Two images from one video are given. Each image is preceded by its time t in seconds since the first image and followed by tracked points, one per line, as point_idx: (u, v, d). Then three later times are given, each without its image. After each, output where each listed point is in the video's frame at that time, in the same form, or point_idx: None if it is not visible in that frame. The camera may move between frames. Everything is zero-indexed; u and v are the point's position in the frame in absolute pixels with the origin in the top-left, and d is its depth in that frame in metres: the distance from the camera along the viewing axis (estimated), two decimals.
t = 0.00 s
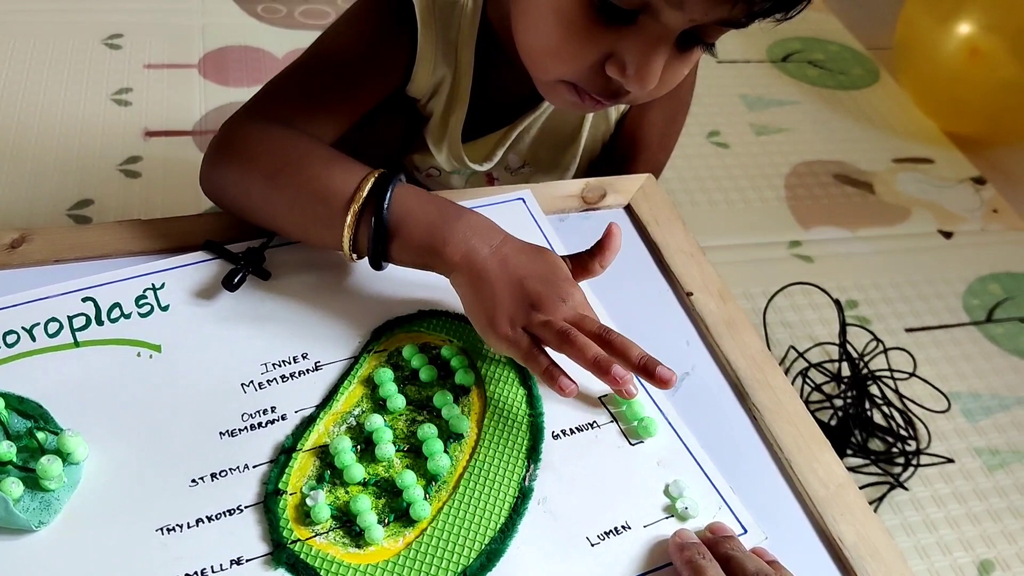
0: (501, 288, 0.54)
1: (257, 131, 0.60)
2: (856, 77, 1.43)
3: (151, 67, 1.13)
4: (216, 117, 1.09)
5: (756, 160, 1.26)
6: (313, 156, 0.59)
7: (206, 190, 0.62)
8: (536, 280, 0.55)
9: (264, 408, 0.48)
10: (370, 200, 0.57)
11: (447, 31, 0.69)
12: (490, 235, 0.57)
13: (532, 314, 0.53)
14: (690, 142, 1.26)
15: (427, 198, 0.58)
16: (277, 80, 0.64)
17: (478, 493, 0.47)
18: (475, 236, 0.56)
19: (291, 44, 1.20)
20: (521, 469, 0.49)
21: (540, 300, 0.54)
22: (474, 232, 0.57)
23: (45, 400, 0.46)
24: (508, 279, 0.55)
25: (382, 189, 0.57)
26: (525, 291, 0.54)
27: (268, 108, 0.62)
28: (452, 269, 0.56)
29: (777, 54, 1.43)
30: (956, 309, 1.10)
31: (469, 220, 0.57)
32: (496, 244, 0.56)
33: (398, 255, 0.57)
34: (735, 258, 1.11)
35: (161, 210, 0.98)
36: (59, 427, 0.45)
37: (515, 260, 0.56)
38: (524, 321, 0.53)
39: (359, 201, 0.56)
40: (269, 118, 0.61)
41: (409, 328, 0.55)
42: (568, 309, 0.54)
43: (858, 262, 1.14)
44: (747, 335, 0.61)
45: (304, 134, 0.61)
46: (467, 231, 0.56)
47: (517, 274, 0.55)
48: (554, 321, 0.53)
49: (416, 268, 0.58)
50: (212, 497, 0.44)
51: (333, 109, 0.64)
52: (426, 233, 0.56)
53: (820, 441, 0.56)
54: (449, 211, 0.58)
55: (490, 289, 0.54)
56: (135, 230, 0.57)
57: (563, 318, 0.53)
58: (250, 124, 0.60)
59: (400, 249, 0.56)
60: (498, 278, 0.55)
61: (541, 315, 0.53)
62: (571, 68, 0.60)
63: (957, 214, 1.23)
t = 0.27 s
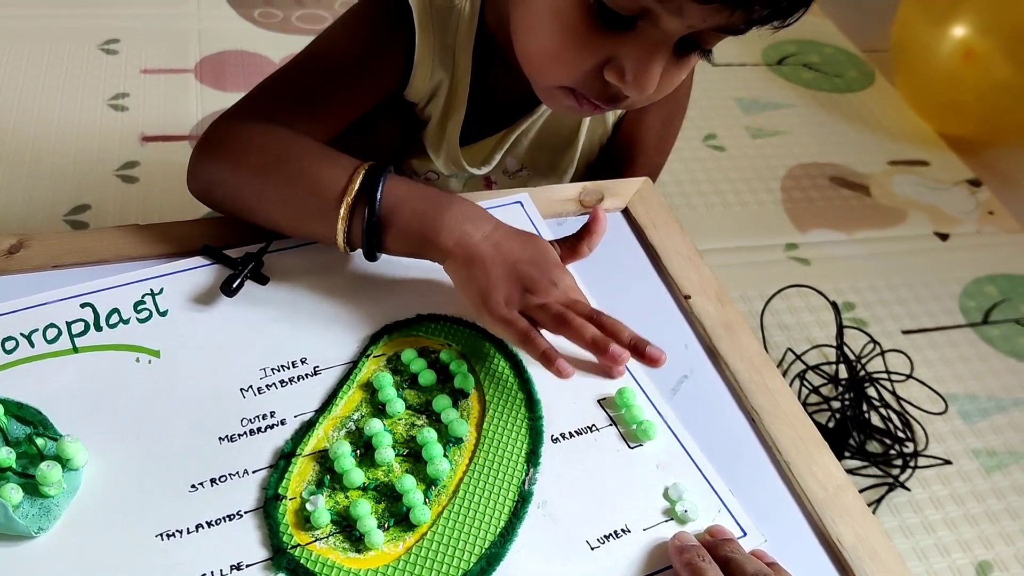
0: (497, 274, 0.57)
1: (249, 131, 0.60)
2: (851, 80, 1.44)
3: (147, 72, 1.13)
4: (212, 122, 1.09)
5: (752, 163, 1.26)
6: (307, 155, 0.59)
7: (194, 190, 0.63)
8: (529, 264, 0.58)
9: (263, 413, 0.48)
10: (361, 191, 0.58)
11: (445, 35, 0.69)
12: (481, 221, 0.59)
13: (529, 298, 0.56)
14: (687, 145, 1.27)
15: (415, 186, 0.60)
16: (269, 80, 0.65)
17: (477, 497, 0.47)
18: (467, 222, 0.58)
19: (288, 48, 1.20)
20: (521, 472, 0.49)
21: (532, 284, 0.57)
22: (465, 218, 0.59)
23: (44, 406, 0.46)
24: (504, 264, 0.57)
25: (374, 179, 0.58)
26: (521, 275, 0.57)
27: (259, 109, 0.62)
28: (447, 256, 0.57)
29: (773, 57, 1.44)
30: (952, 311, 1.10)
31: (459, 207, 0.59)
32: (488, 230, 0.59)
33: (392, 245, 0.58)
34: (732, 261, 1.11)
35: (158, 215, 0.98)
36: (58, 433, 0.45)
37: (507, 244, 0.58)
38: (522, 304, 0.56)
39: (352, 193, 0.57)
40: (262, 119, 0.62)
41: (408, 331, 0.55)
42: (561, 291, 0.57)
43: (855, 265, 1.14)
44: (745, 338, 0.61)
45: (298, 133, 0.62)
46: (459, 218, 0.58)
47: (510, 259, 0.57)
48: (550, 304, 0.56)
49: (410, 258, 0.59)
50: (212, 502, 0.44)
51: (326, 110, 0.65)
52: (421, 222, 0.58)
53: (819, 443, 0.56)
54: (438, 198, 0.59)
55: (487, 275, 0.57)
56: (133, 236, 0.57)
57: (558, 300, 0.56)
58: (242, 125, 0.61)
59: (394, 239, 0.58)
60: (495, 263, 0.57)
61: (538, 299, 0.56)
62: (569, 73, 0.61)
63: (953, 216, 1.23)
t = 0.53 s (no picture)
0: (490, 277, 0.56)
1: (250, 136, 0.60)
2: (848, 82, 1.44)
3: (144, 76, 1.13)
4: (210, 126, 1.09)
5: (749, 165, 1.26)
6: (307, 159, 0.59)
7: (195, 195, 0.63)
8: (523, 269, 0.57)
9: (261, 416, 0.48)
10: (357, 197, 0.57)
11: (442, 38, 0.69)
12: (478, 227, 0.59)
13: (522, 303, 0.56)
14: (684, 148, 1.27)
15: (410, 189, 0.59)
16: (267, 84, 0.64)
17: (476, 499, 0.47)
18: (463, 226, 0.58)
19: (285, 51, 1.20)
20: (519, 474, 0.49)
21: (527, 290, 0.56)
22: (461, 223, 0.58)
23: (42, 409, 0.46)
24: (498, 268, 0.57)
25: (369, 183, 0.57)
26: (514, 279, 0.56)
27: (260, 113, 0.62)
28: (442, 259, 0.57)
29: (769, 60, 1.44)
30: (949, 312, 1.11)
31: (455, 210, 0.59)
32: (484, 234, 0.58)
33: (388, 250, 0.57)
34: (730, 263, 1.11)
35: (156, 218, 0.98)
36: (56, 436, 0.45)
37: (501, 249, 0.57)
38: (513, 309, 0.56)
39: (347, 197, 0.57)
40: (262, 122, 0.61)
41: (407, 334, 0.55)
42: (555, 297, 0.56)
43: (852, 267, 1.14)
44: (743, 339, 0.61)
45: (298, 136, 0.62)
46: (454, 220, 0.58)
47: (505, 264, 0.57)
48: (543, 311, 0.55)
49: (405, 262, 0.58)
50: (211, 505, 0.44)
51: (325, 112, 0.65)
52: (416, 227, 0.57)
53: (816, 444, 0.56)
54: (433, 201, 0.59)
55: (480, 279, 0.56)
56: (131, 239, 0.57)
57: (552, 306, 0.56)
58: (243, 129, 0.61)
59: (389, 243, 0.57)
60: (488, 267, 0.56)
61: (530, 304, 0.56)
62: (566, 76, 0.61)
63: (949, 218, 1.24)
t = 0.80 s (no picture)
0: (471, 283, 0.57)
1: (242, 138, 0.60)
2: (844, 84, 1.45)
3: (142, 79, 1.13)
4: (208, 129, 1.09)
5: (746, 168, 1.27)
6: (299, 162, 0.59)
7: (178, 190, 0.63)
8: (504, 279, 0.58)
9: (259, 418, 0.48)
10: (348, 199, 0.58)
11: (441, 39, 0.70)
12: (466, 230, 0.59)
13: (498, 314, 0.56)
14: (682, 150, 1.27)
15: (400, 191, 0.60)
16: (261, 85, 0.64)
17: (474, 500, 0.47)
18: (451, 229, 0.58)
19: (283, 55, 1.20)
20: (517, 476, 0.49)
21: (507, 300, 0.57)
22: (450, 225, 0.59)
23: (39, 411, 0.46)
24: (478, 276, 0.57)
25: (359, 184, 0.58)
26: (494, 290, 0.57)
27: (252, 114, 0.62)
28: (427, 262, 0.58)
29: (766, 63, 1.44)
30: (946, 314, 1.11)
31: (443, 212, 0.59)
32: (472, 238, 0.59)
33: (376, 250, 0.58)
34: (728, 265, 1.11)
35: (153, 221, 0.98)
36: (54, 438, 0.45)
37: (485, 256, 0.58)
38: (491, 318, 0.56)
39: (337, 197, 0.57)
40: (255, 125, 0.61)
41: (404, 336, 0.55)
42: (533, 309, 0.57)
43: (849, 269, 1.14)
44: (741, 340, 0.61)
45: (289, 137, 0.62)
46: (443, 225, 0.58)
47: (489, 271, 0.58)
48: (519, 329, 0.56)
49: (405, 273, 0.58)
50: (209, 507, 0.44)
51: (316, 114, 0.65)
52: (404, 228, 0.58)
53: (814, 446, 0.56)
54: (422, 203, 0.59)
55: (461, 282, 0.57)
56: (129, 242, 0.57)
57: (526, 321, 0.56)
58: (235, 130, 0.60)
59: (379, 244, 0.58)
60: (471, 273, 0.57)
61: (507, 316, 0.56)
62: (573, 78, 0.61)
63: (946, 220, 1.24)
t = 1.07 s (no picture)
0: (483, 303, 0.57)
1: (248, 146, 0.59)
2: (841, 87, 1.45)
3: (139, 82, 1.13)
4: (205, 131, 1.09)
5: (743, 170, 1.27)
6: (310, 172, 0.58)
7: (188, 198, 0.62)
8: (514, 297, 0.57)
9: (257, 422, 0.48)
10: (367, 218, 0.58)
11: (445, 42, 0.70)
12: (477, 252, 0.59)
13: (509, 332, 0.56)
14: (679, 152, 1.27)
15: (415, 213, 0.60)
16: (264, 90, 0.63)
17: (472, 503, 0.47)
18: (463, 254, 0.59)
19: (280, 58, 1.20)
20: (515, 478, 0.49)
21: (518, 318, 0.56)
22: (463, 248, 0.59)
23: (37, 415, 0.46)
24: (491, 296, 0.57)
25: (380, 204, 0.58)
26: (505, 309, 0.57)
27: (256, 120, 0.61)
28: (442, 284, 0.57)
29: (763, 65, 1.45)
30: (943, 315, 1.11)
31: (457, 236, 0.60)
32: (483, 260, 0.59)
33: (390, 270, 0.57)
34: (725, 267, 1.12)
35: (151, 224, 0.98)
36: (51, 441, 0.45)
37: (496, 276, 0.58)
38: (502, 337, 0.56)
39: (358, 216, 0.57)
40: (259, 131, 0.61)
41: (402, 340, 0.55)
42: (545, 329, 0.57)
43: (846, 270, 1.15)
44: (738, 342, 0.61)
45: (290, 141, 0.62)
46: (456, 249, 0.59)
47: (500, 290, 0.57)
48: (528, 346, 0.55)
49: (403, 281, 0.58)
50: (207, 510, 0.44)
51: (319, 119, 0.65)
52: (419, 249, 0.58)
53: (811, 448, 0.56)
54: (437, 226, 0.59)
55: (472, 301, 0.57)
56: (127, 245, 0.57)
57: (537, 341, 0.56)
58: (240, 137, 0.60)
59: (395, 265, 0.57)
60: (483, 293, 0.57)
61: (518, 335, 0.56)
62: (569, 77, 0.61)
63: (943, 222, 1.24)
